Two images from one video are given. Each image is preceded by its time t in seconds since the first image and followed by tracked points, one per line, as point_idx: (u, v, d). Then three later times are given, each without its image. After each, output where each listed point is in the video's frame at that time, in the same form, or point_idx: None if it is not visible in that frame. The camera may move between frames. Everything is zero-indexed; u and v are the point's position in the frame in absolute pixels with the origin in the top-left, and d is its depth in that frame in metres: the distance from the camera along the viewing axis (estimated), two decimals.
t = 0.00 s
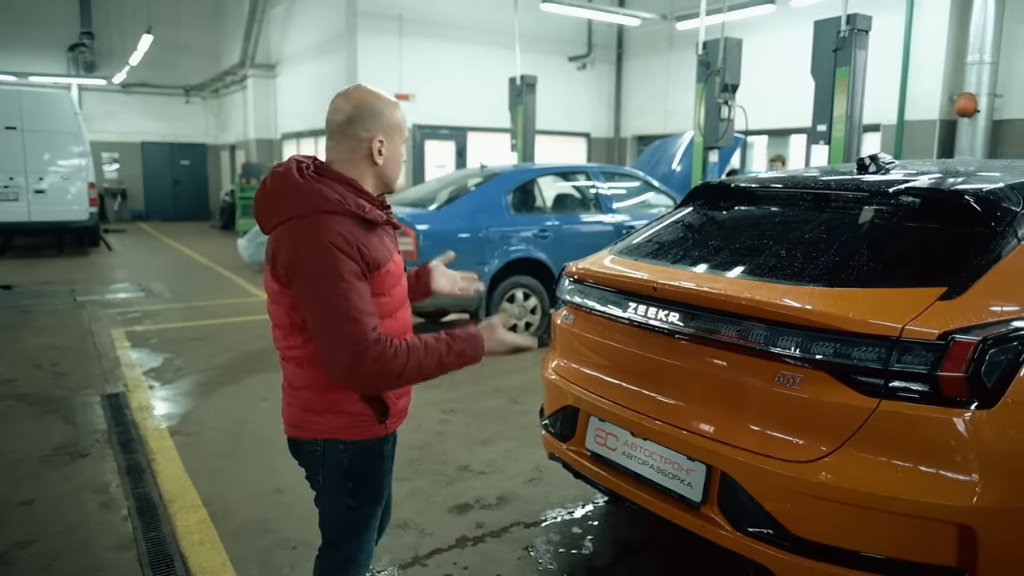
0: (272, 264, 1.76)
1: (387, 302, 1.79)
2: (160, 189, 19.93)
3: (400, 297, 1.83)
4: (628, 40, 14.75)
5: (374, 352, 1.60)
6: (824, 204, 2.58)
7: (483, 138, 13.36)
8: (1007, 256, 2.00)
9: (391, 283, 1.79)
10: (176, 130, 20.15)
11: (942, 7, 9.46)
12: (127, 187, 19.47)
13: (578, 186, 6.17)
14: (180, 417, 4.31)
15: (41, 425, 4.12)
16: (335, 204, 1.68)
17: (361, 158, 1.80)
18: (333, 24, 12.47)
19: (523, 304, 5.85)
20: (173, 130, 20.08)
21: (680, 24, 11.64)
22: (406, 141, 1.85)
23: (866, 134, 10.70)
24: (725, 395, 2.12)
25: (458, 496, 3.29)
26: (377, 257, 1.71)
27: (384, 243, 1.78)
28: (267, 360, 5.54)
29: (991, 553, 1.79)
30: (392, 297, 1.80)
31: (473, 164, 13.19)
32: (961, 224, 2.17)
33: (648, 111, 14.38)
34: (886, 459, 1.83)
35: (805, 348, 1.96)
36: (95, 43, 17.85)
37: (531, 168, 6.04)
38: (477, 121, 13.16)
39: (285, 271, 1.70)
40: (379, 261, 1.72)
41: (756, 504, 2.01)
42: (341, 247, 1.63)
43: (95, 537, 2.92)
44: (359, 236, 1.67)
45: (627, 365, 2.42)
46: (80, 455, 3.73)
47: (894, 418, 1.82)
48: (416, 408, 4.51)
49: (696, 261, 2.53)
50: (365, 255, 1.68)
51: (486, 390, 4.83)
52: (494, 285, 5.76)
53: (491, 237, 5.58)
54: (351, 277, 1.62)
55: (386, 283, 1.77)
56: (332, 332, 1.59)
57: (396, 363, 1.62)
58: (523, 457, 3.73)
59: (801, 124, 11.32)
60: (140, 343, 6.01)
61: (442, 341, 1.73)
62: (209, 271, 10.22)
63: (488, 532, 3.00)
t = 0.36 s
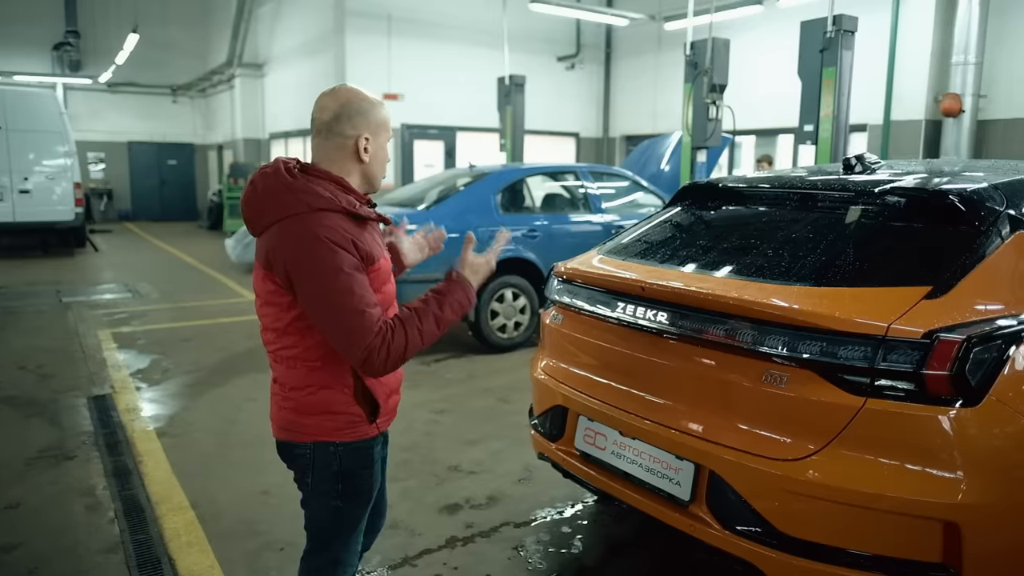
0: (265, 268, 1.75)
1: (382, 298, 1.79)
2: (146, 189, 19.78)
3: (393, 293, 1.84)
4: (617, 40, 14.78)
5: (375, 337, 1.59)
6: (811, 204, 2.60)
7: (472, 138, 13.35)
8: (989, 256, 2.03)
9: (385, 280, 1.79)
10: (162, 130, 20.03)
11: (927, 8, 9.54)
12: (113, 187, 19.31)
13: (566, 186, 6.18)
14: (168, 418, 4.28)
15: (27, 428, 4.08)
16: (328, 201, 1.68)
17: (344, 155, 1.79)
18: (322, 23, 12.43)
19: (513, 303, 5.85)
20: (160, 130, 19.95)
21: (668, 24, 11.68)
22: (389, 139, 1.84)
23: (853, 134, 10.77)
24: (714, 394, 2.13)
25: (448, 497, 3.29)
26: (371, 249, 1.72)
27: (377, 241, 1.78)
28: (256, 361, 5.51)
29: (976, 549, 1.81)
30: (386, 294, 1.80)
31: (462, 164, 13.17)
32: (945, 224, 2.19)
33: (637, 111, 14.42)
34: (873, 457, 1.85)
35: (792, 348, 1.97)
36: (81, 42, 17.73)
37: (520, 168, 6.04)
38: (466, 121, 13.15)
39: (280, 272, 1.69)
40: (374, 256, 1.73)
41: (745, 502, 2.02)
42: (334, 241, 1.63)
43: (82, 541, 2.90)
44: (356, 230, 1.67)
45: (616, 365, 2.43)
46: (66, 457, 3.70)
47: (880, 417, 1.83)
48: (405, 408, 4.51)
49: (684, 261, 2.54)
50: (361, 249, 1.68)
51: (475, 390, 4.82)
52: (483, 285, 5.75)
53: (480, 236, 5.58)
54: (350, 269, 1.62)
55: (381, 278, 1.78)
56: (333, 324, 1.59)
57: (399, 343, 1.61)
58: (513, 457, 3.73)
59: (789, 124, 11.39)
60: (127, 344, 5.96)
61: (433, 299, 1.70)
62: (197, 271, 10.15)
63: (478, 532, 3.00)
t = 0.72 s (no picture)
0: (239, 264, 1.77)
1: (351, 304, 1.75)
2: (137, 189, 19.66)
3: (369, 299, 1.80)
4: (610, 39, 14.78)
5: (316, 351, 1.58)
6: (806, 204, 2.60)
7: (466, 138, 13.33)
8: (984, 256, 2.03)
9: (355, 284, 1.75)
10: (153, 130, 19.92)
11: (919, 8, 9.58)
12: (103, 187, 19.19)
13: (559, 186, 6.18)
14: (160, 420, 4.25)
15: (17, 430, 4.04)
16: (292, 202, 1.66)
17: (320, 156, 1.78)
18: (313, 22, 12.38)
19: (506, 304, 5.83)
20: (151, 129, 19.82)
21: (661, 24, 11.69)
22: (362, 142, 1.78)
23: (845, 134, 10.81)
24: (709, 394, 2.12)
25: (442, 498, 3.27)
26: (334, 256, 1.69)
27: (348, 245, 1.75)
28: (248, 362, 5.48)
29: (973, 548, 1.81)
30: (358, 299, 1.76)
31: (455, 164, 13.14)
32: (940, 223, 2.20)
33: (629, 111, 14.43)
34: (869, 457, 1.85)
35: (789, 348, 1.96)
36: (70, 41, 17.63)
37: (513, 167, 6.03)
38: (459, 121, 13.13)
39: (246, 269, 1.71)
40: (339, 263, 1.70)
41: (742, 502, 2.02)
42: (291, 245, 1.62)
43: (74, 544, 2.87)
44: (317, 235, 1.65)
45: (611, 365, 2.42)
46: (57, 459, 3.66)
47: (877, 417, 1.83)
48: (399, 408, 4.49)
49: (679, 261, 2.54)
50: (320, 253, 1.65)
51: (469, 390, 4.81)
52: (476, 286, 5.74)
53: (473, 237, 5.56)
54: (301, 276, 1.60)
55: (349, 284, 1.74)
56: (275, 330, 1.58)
57: (339, 365, 1.58)
58: (507, 458, 3.72)
59: (782, 124, 11.42)
60: (118, 346, 5.92)
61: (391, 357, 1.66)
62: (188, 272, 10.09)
63: (473, 533, 2.98)
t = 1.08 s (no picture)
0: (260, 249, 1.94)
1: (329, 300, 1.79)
2: (130, 189, 19.57)
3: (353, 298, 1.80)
4: (604, 38, 14.78)
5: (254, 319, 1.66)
6: (802, 204, 2.59)
7: (461, 138, 13.31)
8: (981, 256, 2.03)
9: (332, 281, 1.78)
10: (146, 130, 19.81)
11: (913, 8, 9.61)
12: (96, 188, 19.10)
13: (555, 186, 6.17)
14: (154, 421, 4.22)
15: (9, 432, 4.01)
16: (275, 196, 1.77)
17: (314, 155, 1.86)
18: (307, 22, 12.36)
19: (502, 304, 5.82)
20: (144, 129, 19.74)
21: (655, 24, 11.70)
22: (342, 140, 1.80)
23: (839, 133, 10.83)
24: (706, 396, 2.12)
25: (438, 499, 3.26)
26: (304, 250, 1.75)
27: (330, 243, 1.78)
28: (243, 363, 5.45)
29: (972, 550, 1.81)
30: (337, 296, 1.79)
31: (450, 164, 13.12)
32: (936, 223, 2.19)
33: (624, 111, 14.42)
34: (866, 458, 1.84)
35: (787, 348, 1.96)
36: (63, 41, 17.57)
37: (508, 167, 6.01)
38: (454, 121, 13.11)
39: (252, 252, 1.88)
40: (308, 254, 1.75)
41: (738, 503, 2.01)
42: (260, 235, 1.72)
43: (68, 546, 2.85)
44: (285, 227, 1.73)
45: (607, 365, 2.42)
46: (50, 461, 3.63)
47: (876, 417, 1.82)
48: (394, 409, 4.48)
49: (675, 261, 2.53)
50: (288, 246, 1.73)
51: (464, 390, 4.80)
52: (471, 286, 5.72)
53: (468, 237, 5.55)
54: (260, 260, 1.70)
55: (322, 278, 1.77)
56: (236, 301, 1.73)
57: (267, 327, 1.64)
58: (503, 458, 3.71)
59: (777, 124, 11.45)
60: (111, 347, 5.88)
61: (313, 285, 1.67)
62: (183, 273, 10.05)
63: (469, 535, 2.97)
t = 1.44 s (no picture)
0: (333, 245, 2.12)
1: (364, 293, 1.88)
2: (125, 189, 19.53)
3: (387, 294, 1.88)
4: (601, 38, 14.78)
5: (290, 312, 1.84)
6: (799, 203, 2.59)
7: (457, 137, 13.30)
8: (978, 255, 2.03)
9: (366, 275, 1.87)
10: (142, 129, 19.76)
11: (910, 7, 9.61)
12: (92, 187, 19.05)
13: (552, 185, 6.17)
14: (149, 422, 4.20)
15: (2, 433, 3.98)
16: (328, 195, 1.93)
17: (370, 154, 1.98)
18: (303, 21, 12.34)
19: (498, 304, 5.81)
20: (140, 129, 19.69)
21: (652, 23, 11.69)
22: (388, 135, 1.90)
23: (836, 133, 10.83)
24: (702, 396, 2.12)
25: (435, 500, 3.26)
26: (340, 246, 1.87)
27: (367, 238, 1.87)
28: (240, 363, 5.44)
29: (969, 550, 1.81)
30: (370, 289, 1.88)
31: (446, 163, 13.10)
32: (932, 222, 2.19)
33: (621, 110, 14.41)
34: (863, 457, 1.84)
35: (784, 348, 1.95)
36: (58, 40, 17.53)
37: (505, 167, 6.01)
38: (450, 120, 13.09)
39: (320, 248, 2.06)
40: (343, 249, 1.86)
41: (735, 503, 2.01)
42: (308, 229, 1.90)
43: (62, 548, 2.83)
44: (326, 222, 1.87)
45: (604, 364, 2.41)
46: (45, 463, 3.61)
47: (873, 417, 1.82)
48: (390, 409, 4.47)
49: (672, 261, 2.52)
50: (326, 241, 1.87)
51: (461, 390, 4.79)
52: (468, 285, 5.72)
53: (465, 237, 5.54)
54: (302, 254, 1.87)
55: (357, 274, 1.87)
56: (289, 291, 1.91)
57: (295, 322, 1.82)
58: (501, 458, 3.71)
59: (773, 123, 11.45)
60: (106, 347, 5.86)
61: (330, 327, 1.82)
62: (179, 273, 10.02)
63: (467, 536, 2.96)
